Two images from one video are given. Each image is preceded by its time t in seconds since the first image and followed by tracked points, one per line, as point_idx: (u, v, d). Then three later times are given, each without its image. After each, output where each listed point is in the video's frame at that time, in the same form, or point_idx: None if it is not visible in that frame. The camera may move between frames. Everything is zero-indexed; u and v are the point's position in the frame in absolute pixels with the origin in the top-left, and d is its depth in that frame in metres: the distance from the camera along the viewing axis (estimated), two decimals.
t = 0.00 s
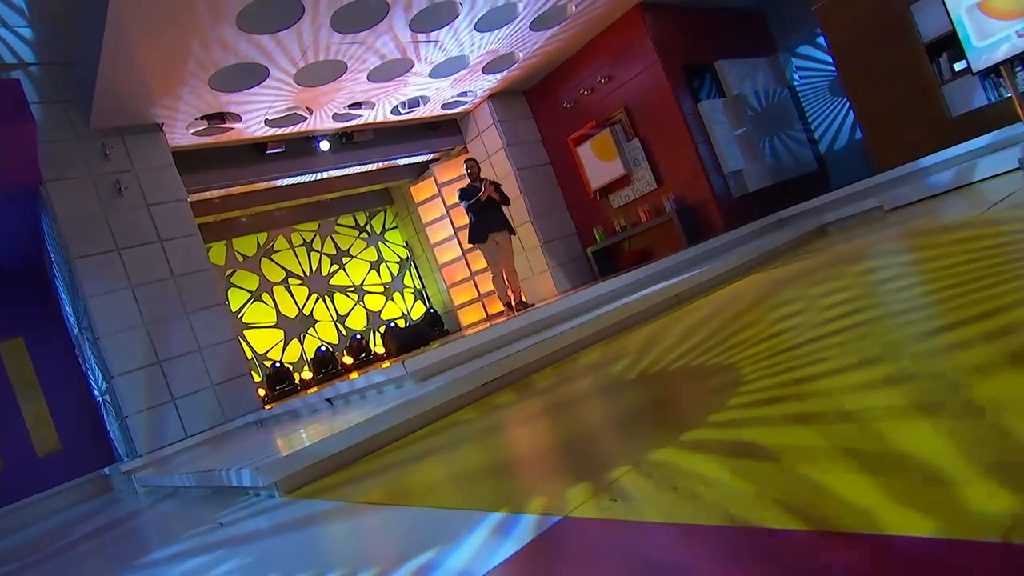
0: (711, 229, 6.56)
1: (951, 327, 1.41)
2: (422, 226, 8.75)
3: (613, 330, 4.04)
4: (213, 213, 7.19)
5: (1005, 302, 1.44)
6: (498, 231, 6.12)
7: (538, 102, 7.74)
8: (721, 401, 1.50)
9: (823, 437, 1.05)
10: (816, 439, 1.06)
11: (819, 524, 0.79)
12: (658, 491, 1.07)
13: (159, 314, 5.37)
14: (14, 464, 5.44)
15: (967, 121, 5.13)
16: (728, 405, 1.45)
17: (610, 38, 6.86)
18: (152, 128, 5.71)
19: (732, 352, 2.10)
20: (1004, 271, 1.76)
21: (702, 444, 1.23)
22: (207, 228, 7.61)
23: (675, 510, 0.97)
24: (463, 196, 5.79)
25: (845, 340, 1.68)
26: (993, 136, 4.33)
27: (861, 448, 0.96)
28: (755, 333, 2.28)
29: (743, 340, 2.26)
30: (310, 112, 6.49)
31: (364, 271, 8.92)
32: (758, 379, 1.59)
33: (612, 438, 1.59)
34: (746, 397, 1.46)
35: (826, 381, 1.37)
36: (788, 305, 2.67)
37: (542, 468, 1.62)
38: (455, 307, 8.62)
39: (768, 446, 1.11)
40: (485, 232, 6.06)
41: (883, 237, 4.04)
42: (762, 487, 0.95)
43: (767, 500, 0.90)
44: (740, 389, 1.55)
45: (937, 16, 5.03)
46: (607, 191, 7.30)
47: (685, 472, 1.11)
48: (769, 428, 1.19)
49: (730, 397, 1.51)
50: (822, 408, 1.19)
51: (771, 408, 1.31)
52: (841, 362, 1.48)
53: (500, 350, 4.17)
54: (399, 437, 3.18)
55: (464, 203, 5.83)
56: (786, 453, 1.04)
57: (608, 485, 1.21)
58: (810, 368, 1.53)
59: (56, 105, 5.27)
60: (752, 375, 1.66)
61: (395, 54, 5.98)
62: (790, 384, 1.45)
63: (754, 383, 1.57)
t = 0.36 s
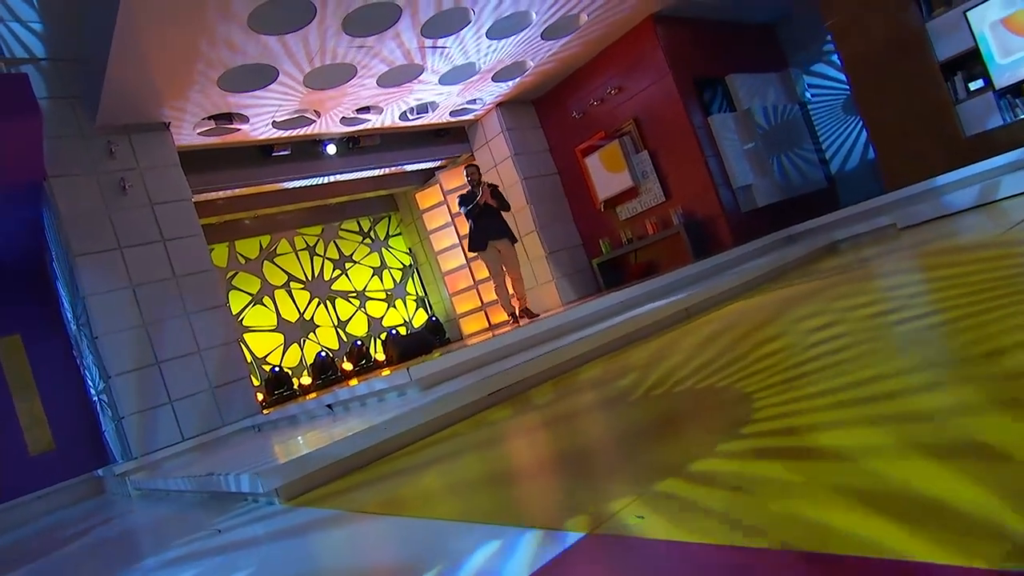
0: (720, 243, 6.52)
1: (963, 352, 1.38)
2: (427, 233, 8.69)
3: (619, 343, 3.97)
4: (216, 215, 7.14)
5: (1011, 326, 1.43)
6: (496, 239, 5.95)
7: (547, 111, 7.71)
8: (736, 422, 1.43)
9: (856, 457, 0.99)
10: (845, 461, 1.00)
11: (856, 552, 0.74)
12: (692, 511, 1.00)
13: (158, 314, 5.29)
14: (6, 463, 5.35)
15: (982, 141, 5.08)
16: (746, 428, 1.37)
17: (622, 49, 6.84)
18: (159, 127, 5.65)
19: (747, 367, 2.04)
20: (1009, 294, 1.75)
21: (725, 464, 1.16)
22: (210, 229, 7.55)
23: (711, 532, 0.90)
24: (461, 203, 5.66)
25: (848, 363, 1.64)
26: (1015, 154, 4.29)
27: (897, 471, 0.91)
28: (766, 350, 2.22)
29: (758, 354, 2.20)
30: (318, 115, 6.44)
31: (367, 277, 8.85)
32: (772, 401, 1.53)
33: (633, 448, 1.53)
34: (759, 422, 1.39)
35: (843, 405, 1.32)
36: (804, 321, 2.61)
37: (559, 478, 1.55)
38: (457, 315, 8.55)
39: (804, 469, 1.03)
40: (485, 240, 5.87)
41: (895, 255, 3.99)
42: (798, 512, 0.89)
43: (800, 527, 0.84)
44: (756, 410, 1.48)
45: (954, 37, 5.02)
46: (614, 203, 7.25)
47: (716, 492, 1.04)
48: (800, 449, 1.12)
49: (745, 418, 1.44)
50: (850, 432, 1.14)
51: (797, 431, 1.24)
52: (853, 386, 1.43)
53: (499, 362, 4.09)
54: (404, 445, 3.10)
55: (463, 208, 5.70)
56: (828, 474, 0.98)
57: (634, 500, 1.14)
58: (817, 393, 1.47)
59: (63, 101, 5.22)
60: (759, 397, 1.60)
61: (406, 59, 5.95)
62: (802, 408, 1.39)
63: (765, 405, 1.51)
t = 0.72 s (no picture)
0: (725, 258, 6.47)
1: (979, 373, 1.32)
2: (429, 239, 8.62)
3: (627, 354, 3.88)
4: (218, 215, 7.07)
5: None
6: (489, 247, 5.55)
7: (554, 120, 7.67)
8: (757, 439, 1.35)
9: (884, 482, 0.93)
10: (870, 485, 0.94)
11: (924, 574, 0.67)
12: (735, 525, 0.91)
13: (156, 313, 5.20)
14: None
15: (993, 162, 5.04)
16: (767, 445, 1.29)
17: (631, 60, 6.81)
18: (163, 125, 5.58)
19: (760, 382, 1.96)
20: None
21: (744, 482, 1.09)
22: (211, 229, 7.49)
23: (762, 551, 0.82)
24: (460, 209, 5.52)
25: (861, 381, 1.58)
26: None
27: (938, 494, 0.84)
28: (780, 364, 2.16)
29: (775, 368, 2.14)
30: (323, 117, 6.39)
31: (366, 282, 8.77)
32: (787, 417, 1.45)
33: (656, 460, 1.46)
34: (774, 441, 1.31)
35: (867, 420, 1.24)
36: (823, 336, 2.54)
37: (578, 490, 1.48)
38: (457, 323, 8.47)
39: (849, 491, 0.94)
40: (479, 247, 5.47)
41: (907, 273, 3.94)
42: (856, 531, 0.81)
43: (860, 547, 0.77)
44: (774, 426, 1.41)
45: (969, 55, 4.94)
46: (619, 214, 7.19)
47: (759, 508, 0.96)
48: (841, 466, 1.04)
49: (762, 436, 1.36)
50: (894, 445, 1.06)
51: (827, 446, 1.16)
52: (868, 403, 1.36)
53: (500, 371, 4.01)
54: (407, 453, 3.02)
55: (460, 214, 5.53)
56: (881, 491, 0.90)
57: (670, 510, 1.06)
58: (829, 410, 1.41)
59: (67, 96, 5.15)
60: (768, 415, 1.52)
61: (415, 63, 5.90)
62: (822, 425, 1.32)
63: (777, 423, 1.43)
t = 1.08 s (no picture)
0: (727, 272, 6.42)
1: (981, 405, 1.25)
2: (428, 244, 8.54)
3: (633, 364, 3.79)
4: (215, 214, 6.98)
5: None
6: (489, 253, 5.35)
7: (557, 129, 7.63)
8: (769, 463, 1.29)
9: (920, 514, 0.86)
10: (905, 515, 0.88)
11: None
12: (747, 558, 0.86)
13: (149, 312, 5.10)
14: None
15: (1000, 183, 5.01)
16: (782, 471, 1.22)
17: (637, 70, 6.78)
18: (163, 120, 5.48)
19: (776, 402, 1.90)
20: None
21: (767, 508, 1.03)
22: (207, 228, 7.39)
23: None
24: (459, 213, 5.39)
25: (883, 401, 1.50)
26: None
27: (980, 527, 0.78)
28: (793, 383, 2.10)
29: (794, 384, 2.07)
30: (325, 118, 6.32)
31: (363, 286, 8.68)
32: (799, 443, 1.38)
33: (677, 476, 1.39)
34: (790, 465, 1.24)
35: (882, 446, 1.19)
36: (836, 356, 2.48)
37: (596, 505, 1.41)
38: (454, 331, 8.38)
39: (855, 524, 0.89)
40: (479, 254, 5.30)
41: (913, 290, 3.91)
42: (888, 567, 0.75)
43: None
44: (784, 452, 1.34)
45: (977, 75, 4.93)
46: (620, 225, 7.14)
47: (790, 540, 0.89)
48: (870, 494, 0.98)
49: (774, 460, 1.30)
50: (910, 474, 1.00)
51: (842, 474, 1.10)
52: (878, 431, 1.29)
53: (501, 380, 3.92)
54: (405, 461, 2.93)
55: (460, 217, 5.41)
56: (904, 524, 0.84)
57: (695, 535, 1.00)
58: (838, 437, 1.35)
59: (67, 88, 5.05)
60: (777, 439, 1.46)
61: (421, 65, 5.84)
62: (827, 453, 1.25)
63: (786, 448, 1.37)
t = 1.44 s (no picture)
0: (727, 285, 6.39)
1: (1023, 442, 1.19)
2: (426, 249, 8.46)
3: (637, 375, 3.73)
4: (212, 211, 6.88)
5: None
6: (494, 257, 5.24)
7: (560, 136, 7.60)
8: (793, 496, 1.25)
9: (964, 568, 0.81)
10: (949, 569, 0.83)
11: None
12: None
13: (143, 308, 5.00)
14: None
15: (1006, 203, 4.99)
16: (807, 506, 1.17)
17: (641, 80, 6.76)
18: (164, 115, 5.41)
19: (792, 424, 1.85)
20: None
21: (798, 551, 0.99)
22: (204, 226, 7.30)
23: None
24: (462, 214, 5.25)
25: (915, 432, 1.44)
26: None
27: None
28: (808, 405, 2.05)
29: (813, 404, 2.01)
30: (328, 118, 6.26)
31: (359, 289, 8.59)
32: (823, 474, 1.35)
33: (700, 503, 1.33)
34: (818, 501, 1.19)
35: (911, 483, 1.15)
36: (848, 374, 2.43)
37: (614, 523, 1.35)
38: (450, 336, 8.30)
39: (885, 572, 0.86)
40: (481, 260, 5.22)
41: (919, 307, 3.88)
42: None
43: None
44: (807, 483, 1.31)
45: (983, 95, 4.92)
46: (621, 235, 7.11)
47: None
48: (908, 540, 0.93)
49: (797, 493, 1.26)
50: (943, 520, 0.97)
51: (868, 513, 1.08)
52: (906, 465, 1.25)
53: (502, 387, 3.85)
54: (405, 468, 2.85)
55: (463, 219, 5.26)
56: None
57: None
58: (861, 469, 1.31)
59: (67, 78, 4.97)
60: (799, 469, 1.42)
61: (426, 68, 5.80)
62: (851, 488, 1.22)
63: (809, 479, 1.33)
